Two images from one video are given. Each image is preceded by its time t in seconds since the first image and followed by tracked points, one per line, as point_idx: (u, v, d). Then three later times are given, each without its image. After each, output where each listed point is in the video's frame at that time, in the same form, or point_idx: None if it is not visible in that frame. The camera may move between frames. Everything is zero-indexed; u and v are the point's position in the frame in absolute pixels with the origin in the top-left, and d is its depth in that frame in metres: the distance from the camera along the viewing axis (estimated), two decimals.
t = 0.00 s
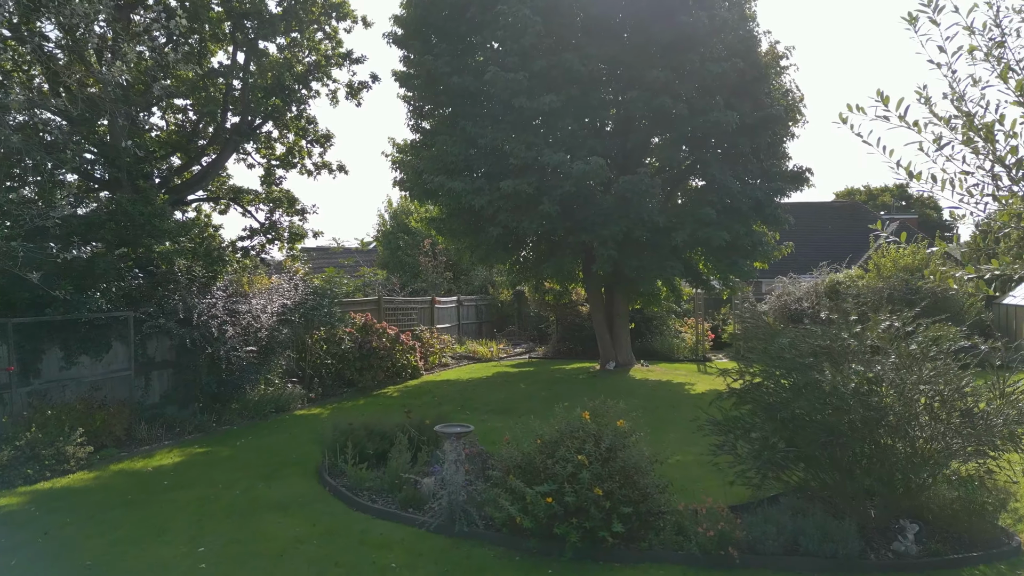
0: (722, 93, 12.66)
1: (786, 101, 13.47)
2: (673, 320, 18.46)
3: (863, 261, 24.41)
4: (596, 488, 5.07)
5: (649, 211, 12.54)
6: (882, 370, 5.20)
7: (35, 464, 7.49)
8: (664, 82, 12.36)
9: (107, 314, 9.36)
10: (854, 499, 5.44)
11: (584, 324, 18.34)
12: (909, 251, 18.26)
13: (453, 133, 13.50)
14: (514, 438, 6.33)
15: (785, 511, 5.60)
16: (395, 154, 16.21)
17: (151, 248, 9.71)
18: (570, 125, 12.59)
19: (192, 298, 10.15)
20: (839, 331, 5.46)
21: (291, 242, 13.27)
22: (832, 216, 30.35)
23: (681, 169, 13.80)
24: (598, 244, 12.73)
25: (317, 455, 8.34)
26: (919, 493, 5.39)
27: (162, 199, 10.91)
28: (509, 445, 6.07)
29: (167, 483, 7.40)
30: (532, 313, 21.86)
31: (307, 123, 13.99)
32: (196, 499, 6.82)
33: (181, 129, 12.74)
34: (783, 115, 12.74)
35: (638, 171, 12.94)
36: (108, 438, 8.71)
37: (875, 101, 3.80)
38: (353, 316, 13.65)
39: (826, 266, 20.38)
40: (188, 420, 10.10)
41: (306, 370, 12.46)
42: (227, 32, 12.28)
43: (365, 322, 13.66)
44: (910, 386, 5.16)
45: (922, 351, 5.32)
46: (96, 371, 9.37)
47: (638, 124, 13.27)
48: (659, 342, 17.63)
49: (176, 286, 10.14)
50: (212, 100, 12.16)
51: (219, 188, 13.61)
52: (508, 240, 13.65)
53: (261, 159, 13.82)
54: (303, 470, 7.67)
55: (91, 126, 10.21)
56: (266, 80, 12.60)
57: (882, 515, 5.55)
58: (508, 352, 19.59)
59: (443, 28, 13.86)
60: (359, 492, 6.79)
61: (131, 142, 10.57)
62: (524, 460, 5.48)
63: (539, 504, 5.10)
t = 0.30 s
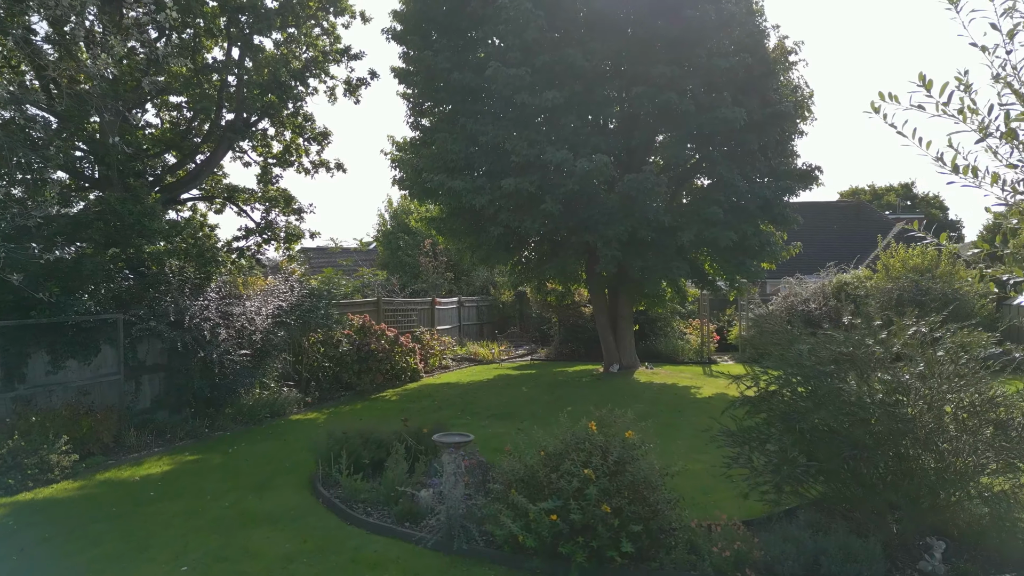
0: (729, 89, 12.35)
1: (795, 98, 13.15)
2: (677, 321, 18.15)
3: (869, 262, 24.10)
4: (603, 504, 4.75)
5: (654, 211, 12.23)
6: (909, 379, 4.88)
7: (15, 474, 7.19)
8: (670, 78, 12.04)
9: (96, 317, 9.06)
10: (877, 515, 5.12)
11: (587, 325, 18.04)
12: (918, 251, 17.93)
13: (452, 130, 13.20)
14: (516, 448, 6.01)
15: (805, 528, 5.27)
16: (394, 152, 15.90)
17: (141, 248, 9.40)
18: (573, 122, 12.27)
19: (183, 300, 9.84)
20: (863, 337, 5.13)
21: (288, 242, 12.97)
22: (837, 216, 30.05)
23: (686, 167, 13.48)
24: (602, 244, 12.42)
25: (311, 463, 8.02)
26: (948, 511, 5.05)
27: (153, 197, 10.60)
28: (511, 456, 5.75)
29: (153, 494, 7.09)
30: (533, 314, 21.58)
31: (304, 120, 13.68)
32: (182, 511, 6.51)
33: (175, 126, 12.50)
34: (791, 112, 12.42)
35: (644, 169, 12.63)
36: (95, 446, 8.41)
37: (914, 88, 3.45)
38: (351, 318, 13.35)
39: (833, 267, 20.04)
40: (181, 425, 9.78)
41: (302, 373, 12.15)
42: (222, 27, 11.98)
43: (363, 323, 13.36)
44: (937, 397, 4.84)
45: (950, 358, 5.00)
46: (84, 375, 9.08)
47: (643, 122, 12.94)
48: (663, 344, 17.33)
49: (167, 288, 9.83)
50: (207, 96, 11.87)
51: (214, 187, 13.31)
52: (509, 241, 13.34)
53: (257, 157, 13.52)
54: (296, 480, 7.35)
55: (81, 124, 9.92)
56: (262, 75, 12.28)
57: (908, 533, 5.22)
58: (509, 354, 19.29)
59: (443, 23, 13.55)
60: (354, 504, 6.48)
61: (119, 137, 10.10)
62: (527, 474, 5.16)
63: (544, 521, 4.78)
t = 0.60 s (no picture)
0: (737, 85, 12.05)
1: (804, 94, 12.85)
2: (681, 323, 17.84)
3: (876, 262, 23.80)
4: (612, 523, 4.43)
5: (660, 210, 11.91)
6: (939, 389, 4.56)
7: None
8: (677, 74, 11.73)
9: (84, 319, 8.76)
10: (903, 533, 4.79)
11: (590, 327, 17.73)
12: (928, 251, 17.60)
13: (453, 127, 12.89)
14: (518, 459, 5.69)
15: (826, 547, 4.94)
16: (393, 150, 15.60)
17: (130, 248, 9.10)
18: (577, 119, 11.95)
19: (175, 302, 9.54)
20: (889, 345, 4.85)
21: (284, 242, 12.67)
22: (841, 215, 29.73)
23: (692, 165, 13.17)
24: (606, 244, 12.10)
25: (304, 472, 7.71)
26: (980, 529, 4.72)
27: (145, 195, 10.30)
28: (512, 468, 5.43)
29: (138, 505, 6.78)
30: (535, 315, 21.29)
31: (301, 117, 13.37)
32: (167, 525, 6.20)
33: (169, 123, 12.24)
34: (800, 108, 12.10)
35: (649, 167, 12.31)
36: (80, 454, 8.11)
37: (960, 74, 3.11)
38: (348, 320, 13.04)
39: (840, 267, 19.70)
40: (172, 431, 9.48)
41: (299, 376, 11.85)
42: (216, 21, 11.67)
43: (361, 325, 13.05)
44: (969, 409, 4.52)
45: (982, 366, 4.68)
46: (71, 379, 8.77)
47: (648, 118, 12.61)
48: (667, 346, 17.01)
49: (158, 289, 9.52)
50: (201, 92, 11.57)
51: (210, 186, 13.03)
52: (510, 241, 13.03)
53: (253, 155, 13.23)
54: (287, 491, 7.03)
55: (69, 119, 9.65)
56: (257, 71, 11.97)
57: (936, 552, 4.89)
58: (510, 355, 18.99)
59: (443, 18, 13.23)
60: (348, 517, 6.16)
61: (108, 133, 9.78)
62: (530, 488, 4.84)
63: (548, 541, 4.46)
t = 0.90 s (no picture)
0: (746, 80, 11.72)
1: (814, 89, 12.50)
2: (686, 324, 17.52)
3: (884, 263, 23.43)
4: (622, 544, 4.10)
5: (666, 208, 11.58)
6: (975, 400, 4.24)
7: None
8: (684, 68, 11.41)
9: (71, 322, 8.46)
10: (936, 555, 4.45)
11: (593, 327, 17.43)
12: (939, 251, 17.23)
13: (454, 124, 12.57)
14: (521, 471, 5.36)
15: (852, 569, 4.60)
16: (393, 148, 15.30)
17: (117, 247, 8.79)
18: (581, 116, 11.64)
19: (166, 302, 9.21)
20: (919, 351, 4.55)
21: (280, 241, 12.38)
22: (847, 214, 29.38)
23: (699, 163, 12.84)
24: (611, 244, 11.77)
25: (297, 481, 7.38)
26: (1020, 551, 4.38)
27: (135, 193, 10.00)
28: (514, 482, 5.11)
29: (122, 517, 6.47)
30: (538, 316, 20.98)
31: (298, 114, 13.06)
32: (151, 539, 5.88)
33: (163, 120, 11.87)
34: (811, 104, 11.77)
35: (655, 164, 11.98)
36: (65, 462, 7.81)
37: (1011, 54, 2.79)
38: (347, 321, 12.73)
39: (849, 268, 19.34)
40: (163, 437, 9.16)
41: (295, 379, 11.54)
42: (210, 15, 11.36)
43: (360, 326, 12.74)
44: (1011, 421, 4.17)
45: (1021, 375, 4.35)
46: (58, 384, 8.46)
47: (654, 114, 12.29)
48: (672, 348, 16.68)
49: (147, 290, 9.20)
50: (195, 88, 11.27)
51: (205, 185, 12.73)
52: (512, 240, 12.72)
53: (249, 152, 12.93)
54: (279, 502, 6.71)
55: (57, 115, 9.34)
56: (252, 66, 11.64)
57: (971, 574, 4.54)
58: (512, 357, 18.67)
59: (444, 12, 12.93)
60: (342, 531, 5.83)
61: (97, 129, 9.47)
62: (533, 504, 4.52)
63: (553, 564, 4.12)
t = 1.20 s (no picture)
0: (755, 74, 11.38)
1: (825, 84, 12.17)
2: (691, 325, 17.20)
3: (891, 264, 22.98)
4: (632, 567, 3.78)
5: (672, 207, 11.26)
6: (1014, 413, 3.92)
7: None
8: (691, 62, 11.08)
9: (57, 323, 8.14)
10: None
11: (597, 328, 17.12)
12: (949, 251, 16.65)
13: (454, 120, 12.25)
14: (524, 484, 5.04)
15: None
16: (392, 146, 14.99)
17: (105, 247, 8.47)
18: (585, 111, 11.31)
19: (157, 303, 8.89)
20: (949, 359, 4.25)
21: (276, 241, 12.09)
22: (853, 214, 29.01)
23: (705, 160, 12.51)
24: (615, 243, 11.44)
25: (289, 490, 7.07)
26: None
27: (126, 191, 9.68)
28: (515, 497, 4.80)
29: (104, 530, 6.16)
30: (540, 317, 20.67)
31: (295, 111, 12.76)
32: (132, 555, 5.57)
33: (156, 116, 11.56)
34: (821, 99, 11.45)
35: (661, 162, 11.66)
36: (48, 469, 7.50)
37: None
38: (345, 323, 12.43)
39: (858, 268, 18.97)
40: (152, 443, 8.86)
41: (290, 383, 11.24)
42: (204, 7, 11.04)
43: (358, 328, 12.44)
44: None
45: None
46: (43, 388, 8.17)
47: (659, 111, 11.97)
48: (677, 349, 16.36)
49: (137, 291, 8.89)
50: (189, 84, 10.97)
51: (199, 183, 12.44)
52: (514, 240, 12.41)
53: (245, 149, 12.63)
54: (268, 514, 6.40)
55: (44, 110, 9.05)
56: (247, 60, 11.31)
57: None
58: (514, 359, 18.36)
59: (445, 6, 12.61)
60: (333, 547, 5.51)
61: (85, 123, 9.16)
62: (536, 521, 4.14)
63: None
